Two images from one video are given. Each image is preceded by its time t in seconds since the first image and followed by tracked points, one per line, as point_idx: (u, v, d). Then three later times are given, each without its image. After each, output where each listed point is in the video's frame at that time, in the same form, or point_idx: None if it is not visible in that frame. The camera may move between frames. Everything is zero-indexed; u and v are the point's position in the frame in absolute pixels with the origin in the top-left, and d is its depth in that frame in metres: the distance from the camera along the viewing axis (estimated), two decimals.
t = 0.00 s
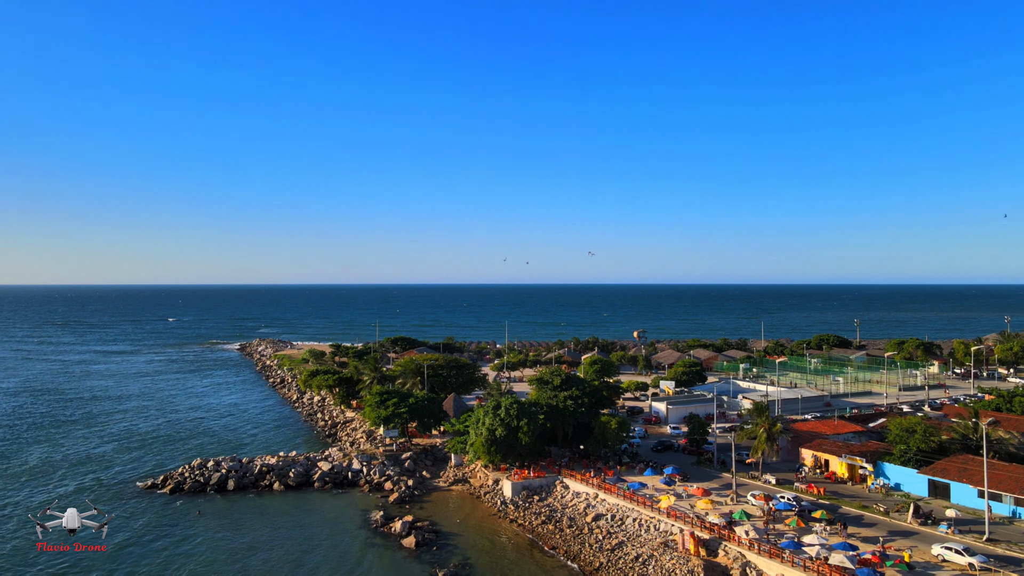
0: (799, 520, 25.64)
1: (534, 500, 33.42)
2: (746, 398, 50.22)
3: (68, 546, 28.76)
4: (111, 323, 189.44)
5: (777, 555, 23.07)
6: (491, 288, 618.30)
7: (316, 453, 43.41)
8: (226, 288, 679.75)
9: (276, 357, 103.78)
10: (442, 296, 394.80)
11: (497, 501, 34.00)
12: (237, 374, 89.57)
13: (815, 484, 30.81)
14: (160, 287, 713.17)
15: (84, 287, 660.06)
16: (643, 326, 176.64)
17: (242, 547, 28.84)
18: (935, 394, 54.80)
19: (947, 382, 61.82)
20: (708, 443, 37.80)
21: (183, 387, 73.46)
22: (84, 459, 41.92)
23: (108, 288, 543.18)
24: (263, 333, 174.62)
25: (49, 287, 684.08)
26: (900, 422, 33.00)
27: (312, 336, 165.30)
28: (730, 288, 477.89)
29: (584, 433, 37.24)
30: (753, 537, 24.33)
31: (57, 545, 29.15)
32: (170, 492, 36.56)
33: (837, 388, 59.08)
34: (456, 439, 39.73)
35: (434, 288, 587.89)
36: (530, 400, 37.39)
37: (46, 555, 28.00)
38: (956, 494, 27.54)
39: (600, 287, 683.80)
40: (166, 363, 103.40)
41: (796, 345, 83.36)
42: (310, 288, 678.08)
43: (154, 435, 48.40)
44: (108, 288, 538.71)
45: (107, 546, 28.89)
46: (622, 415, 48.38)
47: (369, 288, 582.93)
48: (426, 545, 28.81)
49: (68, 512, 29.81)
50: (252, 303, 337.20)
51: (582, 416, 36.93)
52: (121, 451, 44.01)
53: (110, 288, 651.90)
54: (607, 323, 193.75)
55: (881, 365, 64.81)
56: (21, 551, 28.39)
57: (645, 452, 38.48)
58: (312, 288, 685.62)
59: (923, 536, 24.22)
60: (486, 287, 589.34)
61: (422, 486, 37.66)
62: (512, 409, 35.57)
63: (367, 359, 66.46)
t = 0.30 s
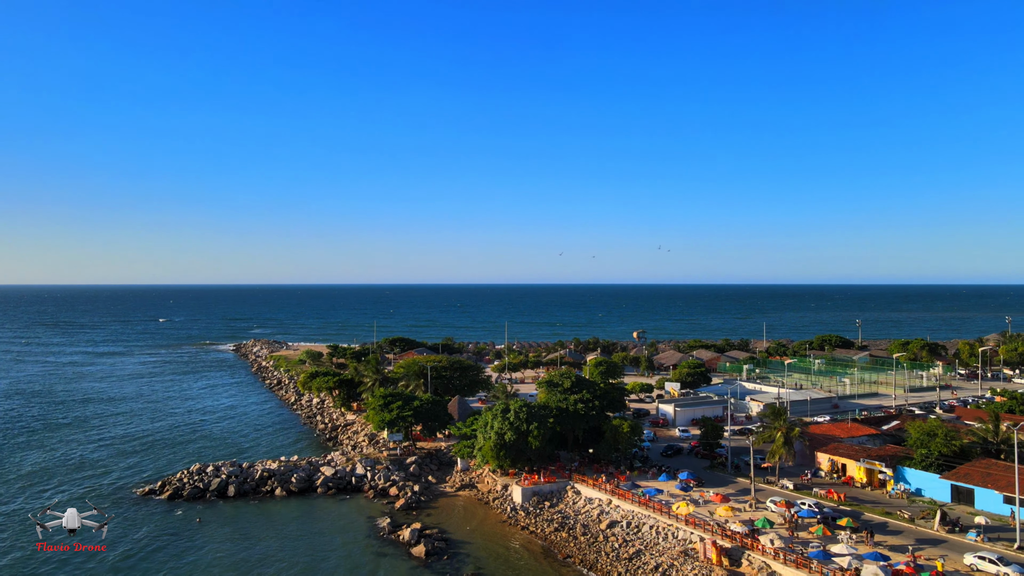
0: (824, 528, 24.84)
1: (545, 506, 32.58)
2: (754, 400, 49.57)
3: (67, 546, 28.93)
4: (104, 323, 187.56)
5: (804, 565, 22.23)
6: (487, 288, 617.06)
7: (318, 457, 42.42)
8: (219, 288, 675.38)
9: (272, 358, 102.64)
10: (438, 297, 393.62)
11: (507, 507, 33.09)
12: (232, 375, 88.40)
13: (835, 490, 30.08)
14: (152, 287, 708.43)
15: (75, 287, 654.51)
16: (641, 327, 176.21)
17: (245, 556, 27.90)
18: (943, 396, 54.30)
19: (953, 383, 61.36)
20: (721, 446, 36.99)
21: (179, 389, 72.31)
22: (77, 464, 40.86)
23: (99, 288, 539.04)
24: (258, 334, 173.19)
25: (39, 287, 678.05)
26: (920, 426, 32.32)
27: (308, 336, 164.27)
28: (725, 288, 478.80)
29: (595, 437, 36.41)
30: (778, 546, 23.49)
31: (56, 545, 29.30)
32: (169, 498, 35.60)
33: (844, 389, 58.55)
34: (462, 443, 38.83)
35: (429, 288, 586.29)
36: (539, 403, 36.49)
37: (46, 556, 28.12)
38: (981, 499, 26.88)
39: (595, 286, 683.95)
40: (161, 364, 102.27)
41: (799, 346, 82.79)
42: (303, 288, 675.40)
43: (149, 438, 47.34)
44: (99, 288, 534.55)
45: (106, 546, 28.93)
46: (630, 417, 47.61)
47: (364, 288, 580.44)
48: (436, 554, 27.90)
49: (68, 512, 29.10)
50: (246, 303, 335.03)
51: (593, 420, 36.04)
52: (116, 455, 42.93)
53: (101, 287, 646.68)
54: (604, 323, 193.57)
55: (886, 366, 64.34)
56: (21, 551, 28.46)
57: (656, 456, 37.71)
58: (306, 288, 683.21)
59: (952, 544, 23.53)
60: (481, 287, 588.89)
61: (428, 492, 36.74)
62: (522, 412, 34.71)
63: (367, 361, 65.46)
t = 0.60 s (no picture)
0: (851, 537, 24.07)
1: (557, 512, 31.71)
2: (763, 403, 48.87)
3: (67, 546, 28.96)
4: (96, 324, 185.40)
5: None
6: (482, 288, 615.94)
7: (320, 461, 41.43)
8: (212, 288, 670.80)
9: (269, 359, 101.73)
10: (433, 297, 392.13)
11: (518, 513, 32.20)
12: (228, 377, 87.10)
13: (856, 496, 29.36)
14: (145, 287, 704.85)
15: (67, 287, 650.62)
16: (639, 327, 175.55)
17: (248, 567, 27.01)
18: (952, 397, 53.81)
19: (960, 384, 60.90)
20: (735, 450, 36.13)
21: (174, 391, 71.27)
22: (73, 468, 39.75)
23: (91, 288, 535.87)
24: (253, 334, 171.53)
25: (30, 287, 672.89)
26: (942, 429, 31.65)
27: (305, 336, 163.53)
28: (720, 288, 479.86)
29: (607, 441, 35.52)
30: (806, 556, 22.70)
31: (57, 545, 29.36)
32: (168, 505, 34.65)
33: (851, 390, 58.00)
34: (470, 447, 37.89)
35: (424, 288, 584.22)
36: (550, 406, 35.55)
37: (46, 556, 28.15)
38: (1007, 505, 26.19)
39: (590, 286, 684.04)
40: (156, 365, 101.27)
41: (802, 346, 82.27)
42: (298, 288, 673.70)
43: (147, 442, 46.22)
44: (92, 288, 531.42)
45: (106, 546, 28.98)
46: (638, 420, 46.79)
47: (358, 288, 577.67)
48: (448, 564, 27.02)
49: (68, 512, 29.54)
50: (239, 303, 332.53)
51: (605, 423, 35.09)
52: (113, 459, 41.83)
53: (94, 287, 642.98)
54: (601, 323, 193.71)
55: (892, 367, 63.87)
56: (22, 552, 28.50)
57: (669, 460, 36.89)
58: (300, 288, 681.36)
59: (982, 554, 22.85)
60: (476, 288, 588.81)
61: (435, 498, 35.83)
62: (533, 416, 33.79)
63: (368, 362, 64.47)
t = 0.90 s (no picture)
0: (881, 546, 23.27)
1: (571, 519, 30.84)
2: (773, 404, 48.20)
3: (68, 546, 29.06)
4: (88, 324, 183.40)
5: None
6: (477, 288, 614.50)
7: (324, 466, 40.42)
8: (205, 288, 666.32)
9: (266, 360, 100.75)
10: (429, 297, 390.79)
11: (530, 520, 31.31)
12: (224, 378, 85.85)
13: (879, 501, 28.62)
14: (138, 287, 700.43)
15: (59, 286, 645.40)
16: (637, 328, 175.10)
17: None
18: (961, 399, 53.32)
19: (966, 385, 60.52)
20: (751, 453, 35.32)
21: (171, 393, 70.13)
22: (69, 473, 38.61)
23: (84, 288, 532.30)
24: (248, 334, 170.05)
25: (21, 286, 667.96)
26: (963, 432, 30.93)
27: (302, 337, 162.48)
28: (715, 288, 481.64)
29: (620, 445, 34.67)
30: (837, 567, 21.91)
31: (57, 545, 29.43)
32: (168, 512, 33.63)
33: (858, 392, 57.49)
34: (479, 451, 36.98)
35: (419, 288, 582.32)
36: (562, 409, 34.70)
37: (48, 556, 28.20)
38: None
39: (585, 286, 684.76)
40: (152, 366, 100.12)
41: (804, 347, 81.87)
42: (292, 288, 671.43)
43: (145, 446, 45.10)
44: (84, 288, 528.02)
45: (107, 546, 29.07)
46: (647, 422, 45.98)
47: (353, 288, 575.09)
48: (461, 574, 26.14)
49: (68, 513, 29.34)
50: (233, 303, 330.09)
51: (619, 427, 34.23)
52: (110, 464, 40.69)
53: (86, 287, 638.29)
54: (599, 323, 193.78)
55: (898, 368, 63.41)
56: (22, 551, 28.55)
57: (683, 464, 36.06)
58: (295, 288, 679.28)
59: (1016, 563, 22.13)
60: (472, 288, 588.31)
61: (444, 503, 34.92)
62: (545, 420, 32.91)
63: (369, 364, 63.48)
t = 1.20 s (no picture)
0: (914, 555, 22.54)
1: (587, 526, 30.05)
2: (784, 406, 47.54)
3: (67, 546, 29.04)
4: (82, 324, 181.16)
5: None
6: (474, 288, 612.99)
7: (329, 470, 39.45)
8: (198, 288, 662.13)
9: (264, 360, 99.71)
10: (426, 297, 389.27)
11: (545, 527, 30.48)
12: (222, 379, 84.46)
13: (904, 507, 27.94)
14: (132, 287, 696.35)
15: (52, 286, 641.02)
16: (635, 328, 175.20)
17: None
18: (972, 400, 52.85)
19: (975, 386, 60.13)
20: (768, 457, 34.58)
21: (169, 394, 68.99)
22: (66, 478, 37.42)
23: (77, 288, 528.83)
24: (244, 335, 168.32)
25: (13, 286, 662.74)
26: (987, 436, 30.31)
27: (300, 337, 161.22)
28: (711, 288, 482.79)
29: (636, 449, 33.88)
30: None
31: (56, 545, 29.38)
32: (170, 519, 32.63)
33: (867, 394, 56.99)
34: (490, 455, 36.11)
35: (415, 288, 580.01)
36: (576, 412, 33.88)
37: (47, 556, 28.18)
38: None
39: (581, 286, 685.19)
40: (148, 367, 98.95)
41: (809, 347, 81.41)
42: (287, 288, 669.08)
43: (143, 449, 43.92)
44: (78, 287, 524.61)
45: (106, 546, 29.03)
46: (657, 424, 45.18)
47: (348, 288, 572.03)
48: None
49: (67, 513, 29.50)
50: (228, 303, 327.62)
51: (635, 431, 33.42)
52: (108, 468, 39.51)
53: (79, 287, 634.47)
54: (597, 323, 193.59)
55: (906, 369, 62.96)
56: (20, 551, 28.53)
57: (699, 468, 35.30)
58: (290, 288, 676.80)
59: None
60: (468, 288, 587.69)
61: (454, 509, 34.06)
62: (560, 424, 32.09)
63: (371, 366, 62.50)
